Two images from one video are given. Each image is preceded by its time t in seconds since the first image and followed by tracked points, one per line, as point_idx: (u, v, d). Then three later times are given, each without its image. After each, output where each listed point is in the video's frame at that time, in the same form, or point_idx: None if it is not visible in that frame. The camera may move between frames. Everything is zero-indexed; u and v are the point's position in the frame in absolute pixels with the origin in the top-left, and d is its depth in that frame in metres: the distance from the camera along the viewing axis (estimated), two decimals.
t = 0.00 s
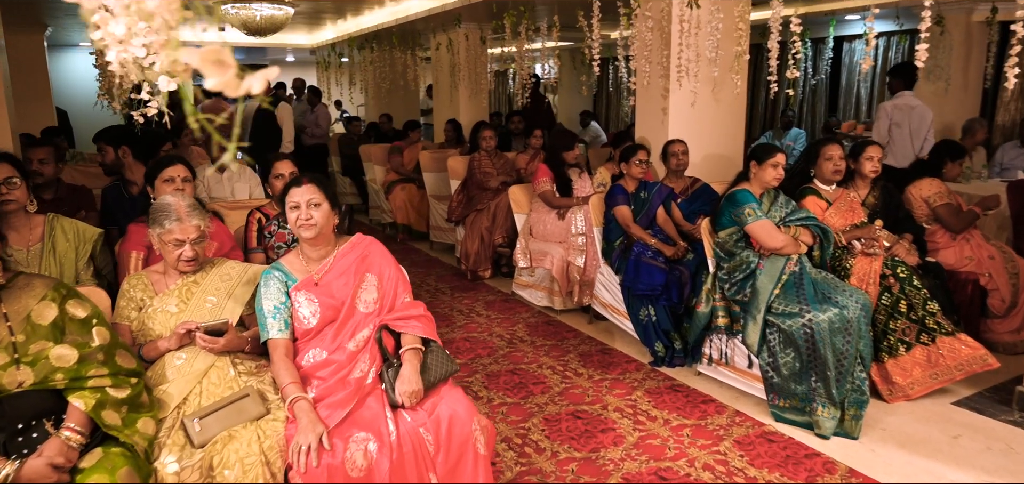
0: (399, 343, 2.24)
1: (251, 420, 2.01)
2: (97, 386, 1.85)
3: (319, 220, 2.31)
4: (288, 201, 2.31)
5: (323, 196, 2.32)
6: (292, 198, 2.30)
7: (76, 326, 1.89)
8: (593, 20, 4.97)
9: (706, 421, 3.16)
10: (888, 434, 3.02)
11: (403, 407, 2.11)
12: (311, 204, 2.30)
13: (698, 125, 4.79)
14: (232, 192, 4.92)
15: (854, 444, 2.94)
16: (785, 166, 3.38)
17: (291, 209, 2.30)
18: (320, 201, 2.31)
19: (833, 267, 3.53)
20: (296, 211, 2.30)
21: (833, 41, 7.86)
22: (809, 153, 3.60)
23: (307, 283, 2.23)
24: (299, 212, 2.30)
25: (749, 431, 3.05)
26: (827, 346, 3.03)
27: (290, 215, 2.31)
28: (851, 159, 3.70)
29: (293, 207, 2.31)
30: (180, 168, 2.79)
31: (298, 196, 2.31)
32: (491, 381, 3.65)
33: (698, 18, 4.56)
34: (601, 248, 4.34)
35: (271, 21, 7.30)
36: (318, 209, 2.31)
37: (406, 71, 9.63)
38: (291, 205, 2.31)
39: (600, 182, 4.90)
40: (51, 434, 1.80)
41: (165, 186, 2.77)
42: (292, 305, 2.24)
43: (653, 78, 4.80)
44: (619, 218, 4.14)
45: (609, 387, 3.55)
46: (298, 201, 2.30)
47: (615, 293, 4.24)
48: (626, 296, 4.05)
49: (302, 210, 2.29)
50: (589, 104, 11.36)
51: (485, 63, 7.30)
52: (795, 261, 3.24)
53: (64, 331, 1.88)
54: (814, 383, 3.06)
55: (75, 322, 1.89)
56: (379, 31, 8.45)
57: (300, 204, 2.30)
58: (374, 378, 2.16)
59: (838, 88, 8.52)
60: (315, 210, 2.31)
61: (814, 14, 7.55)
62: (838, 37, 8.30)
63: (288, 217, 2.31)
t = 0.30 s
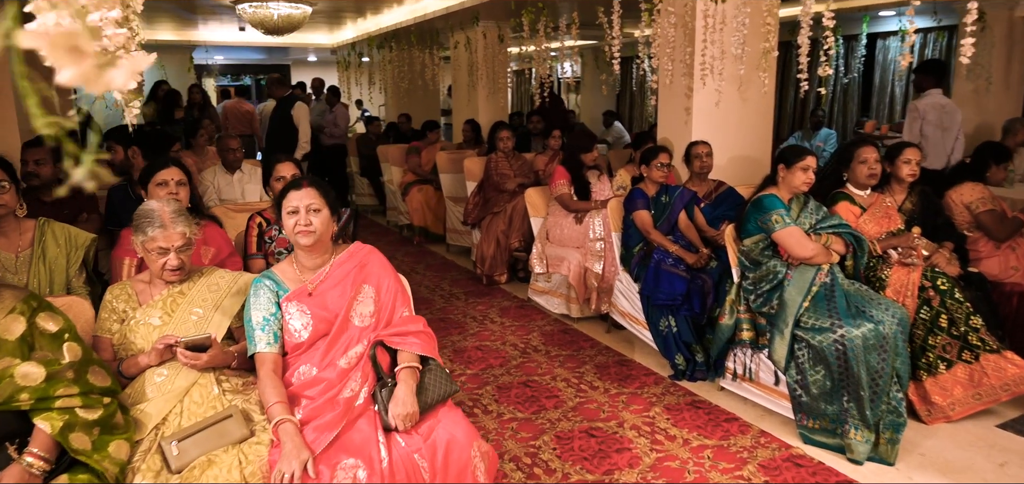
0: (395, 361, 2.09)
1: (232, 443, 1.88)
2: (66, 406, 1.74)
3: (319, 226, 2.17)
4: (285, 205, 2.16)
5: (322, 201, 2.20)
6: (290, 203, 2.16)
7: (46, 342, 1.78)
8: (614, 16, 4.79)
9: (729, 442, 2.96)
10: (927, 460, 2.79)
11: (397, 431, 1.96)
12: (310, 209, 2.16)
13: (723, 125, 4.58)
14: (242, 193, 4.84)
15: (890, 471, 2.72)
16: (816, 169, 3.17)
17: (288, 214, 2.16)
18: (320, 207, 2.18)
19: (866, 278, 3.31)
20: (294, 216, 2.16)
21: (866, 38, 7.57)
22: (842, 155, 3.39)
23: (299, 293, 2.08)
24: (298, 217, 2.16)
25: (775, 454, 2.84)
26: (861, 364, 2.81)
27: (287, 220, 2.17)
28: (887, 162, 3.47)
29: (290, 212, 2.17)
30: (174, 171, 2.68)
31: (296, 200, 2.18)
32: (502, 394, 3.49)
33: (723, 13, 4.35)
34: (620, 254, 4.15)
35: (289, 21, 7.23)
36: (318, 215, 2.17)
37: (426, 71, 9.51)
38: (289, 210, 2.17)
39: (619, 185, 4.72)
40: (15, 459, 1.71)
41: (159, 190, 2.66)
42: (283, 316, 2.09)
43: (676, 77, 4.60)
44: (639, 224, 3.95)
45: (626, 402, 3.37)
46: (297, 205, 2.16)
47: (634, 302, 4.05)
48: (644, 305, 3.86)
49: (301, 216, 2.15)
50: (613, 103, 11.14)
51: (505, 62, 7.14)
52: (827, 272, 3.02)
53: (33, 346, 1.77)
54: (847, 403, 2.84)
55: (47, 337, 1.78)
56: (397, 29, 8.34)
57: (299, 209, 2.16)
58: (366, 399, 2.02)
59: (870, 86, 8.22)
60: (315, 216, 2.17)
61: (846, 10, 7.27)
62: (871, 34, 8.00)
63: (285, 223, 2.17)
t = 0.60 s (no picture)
0: (391, 377, 1.94)
1: (214, 464, 1.74)
2: (31, 423, 1.62)
3: (319, 230, 2.04)
4: (284, 207, 2.02)
5: (323, 202, 2.06)
6: (289, 204, 2.02)
7: (17, 353, 1.68)
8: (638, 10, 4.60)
9: (755, 463, 2.76)
10: None
11: (391, 454, 1.81)
12: (312, 212, 2.03)
13: (752, 124, 4.37)
14: (254, 193, 4.74)
15: None
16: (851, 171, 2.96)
17: (287, 217, 2.02)
18: (321, 209, 2.04)
19: (906, 289, 3.08)
20: (294, 220, 2.02)
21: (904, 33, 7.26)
22: (879, 156, 3.17)
23: (292, 301, 1.93)
24: (299, 221, 2.02)
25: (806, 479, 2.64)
26: (901, 383, 2.60)
27: (286, 224, 2.03)
28: (929, 163, 3.24)
29: (289, 215, 2.03)
30: (171, 171, 2.58)
31: (295, 202, 2.03)
32: (514, 405, 3.33)
33: (752, 6, 4.14)
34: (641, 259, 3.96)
35: (308, 17, 7.15)
36: (319, 218, 2.04)
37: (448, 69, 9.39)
38: (287, 213, 2.03)
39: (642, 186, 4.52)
40: None
41: (154, 191, 2.55)
42: (273, 326, 1.95)
43: (702, 73, 4.40)
44: (661, 227, 3.76)
45: (645, 417, 3.18)
46: (297, 207, 2.02)
47: (655, 309, 3.85)
48: (666, 314, 3.67)
49: (301, 219, 2.01)
50: (639, 102, 10.91)
51: (528, 59, 6.98)
52: (863, 282, 2.82)
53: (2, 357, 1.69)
54: (884, 424, 2.64)
55: (15, 346, 1.69)
56: (418, 26, 8.23)
57: (299, 211, 2.02)
58: (358, 418, 1.87)
59: (908, 84, 7.89)
60: (316, 219, 2.04)
61: (883, 4, 6.98)
62: (909, 29, 7.68)
63: (284, 227, 2.03)
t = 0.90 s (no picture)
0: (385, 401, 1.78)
1: None
2: None
3: (319, 239, 1.89)
4: (281, 214, 1.87)
5: (323, 209, 1.92)
6: (287, 212, 1.87)
7: None
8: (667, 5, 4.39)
9: None
10: None
11: None
12: (312, 220, 1.89)
13: (788, 124, 4.13)
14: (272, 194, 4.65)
15: None
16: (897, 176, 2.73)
17: (284, 225, 1.87)
18: (322, 216, 1.90)
19: (956, 304, 2.84)
20: (292, 228, 1.86)
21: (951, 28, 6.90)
22: (927, 159, 2.93)
23: (282, 316, 1.79)
24: (297, 229, 1.86)
25: None
26: (949, 411, 2.37)
27: (283, 233, 1.88)
28: (981, 168, 2.98)
29: (287, 223, 1.88)
30: (168, 174, 2.46)
31: (293, 209, 1.88)
32: (530, 422, 3.15)
33: None
34: (667, 267, 3.74)
35: (332, 16, 7.08)
36: (319, 226, 1.89)
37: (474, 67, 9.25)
38: (284, 221, 1.87)
39: (670, 190, 4.32)
40: None
41: (149, 194, 2.44)
42: (260, 342, 1.80)
43: (735, 71, 4.18)
44: (688, 234, 3.55)
45: (669, 437, 2.98)
46: (295, 214, 1.87)
47: (682, 320, 3.64)
48: (692, 326, 3.46)
49: (300, 228, 1.86)
50: (670, 101, 10.64)
51: (555, 57, 6.79)
52: (908, 297, 2.59)
53: None
54: (930, 451, 2.44)
55: None
56: (444, 24, 8.10)
57: (297, 219, 1.87)
58: (345, 447, 1.72)
59: (955, 81, 7.51)
60: (315, 227, 1.89)
61: None
62: (957, 24, 7.31)
63: (280, 236, 1.87)
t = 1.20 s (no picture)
0: (371, 432, 1.63)
1: None
2: None
3: (308, 253, 1.72)
4: (266, 224, 1.70)
5: (313, 220, 1.75)
6: (273, 222, 1.70)
7: None
8: (696, 0, 4.16)
9: None
10: None
11: None
12: (301, 231, 1.72)
13: (824, 128, 3.90)
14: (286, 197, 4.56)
15: None
16: (944, 184, 2.50)
17: (270, 237, 1.69)
18: (312, 227, 1.73)
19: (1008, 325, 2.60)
20: (278, 240, 1.70)
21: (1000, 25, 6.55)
22: (978, 166, 2.69)
23: (265, 337, 1.64)
24: (284, 241, 1.70)
25: None
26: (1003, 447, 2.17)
27: (268, 245, 1.71)
28: None
29: (273, 235, 1.71)
30: (161, 179, 2.35)
31: (280, 219, 1.72)
32: (543, 441, 2.97)
33: None
34: (692, 277, 3.53)
35: (355, 15, 6.97)
36: (308, 238, 1.73)
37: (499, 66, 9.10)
38: (270, 232, 1.70)
39: (696, 194, 4.10)
40: None
41: (140, 200, 2.32)
42: (239, 364, 1.65)
43: (768, 70, 3.94)
44: (714, 243, 3.35)
45: (691, 462, 2.78)
46: (282, 225, 1.70)
47: (708, 335, 3.43)
48: (718, 341, 3.25)
49: (287, 240, 1.69)
50: (701, 102, 10.35)
51: (581, 56, 6.59)
52: (956, 318, 2.37)
53: None
54: None
55: None
56: (468, 22, 7.96)
57: (285, 230, 1.70)
58: (327, 482, 1.57)
59: (1003, 81, 7.14)
60: (304, 240, 1.72)
61: None
62: (1006, 21, 6.94)
63: (266, 249, 1.70)
